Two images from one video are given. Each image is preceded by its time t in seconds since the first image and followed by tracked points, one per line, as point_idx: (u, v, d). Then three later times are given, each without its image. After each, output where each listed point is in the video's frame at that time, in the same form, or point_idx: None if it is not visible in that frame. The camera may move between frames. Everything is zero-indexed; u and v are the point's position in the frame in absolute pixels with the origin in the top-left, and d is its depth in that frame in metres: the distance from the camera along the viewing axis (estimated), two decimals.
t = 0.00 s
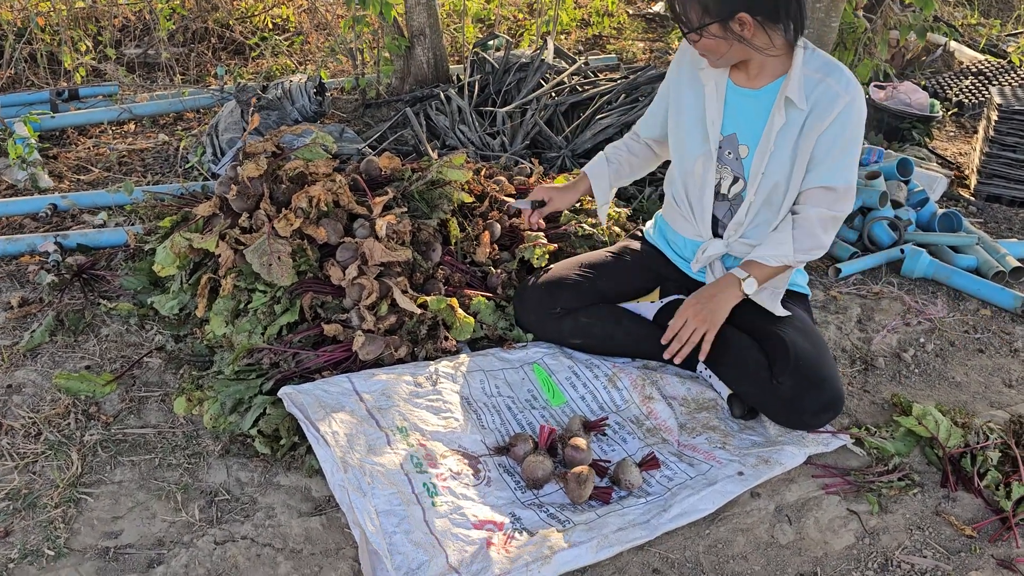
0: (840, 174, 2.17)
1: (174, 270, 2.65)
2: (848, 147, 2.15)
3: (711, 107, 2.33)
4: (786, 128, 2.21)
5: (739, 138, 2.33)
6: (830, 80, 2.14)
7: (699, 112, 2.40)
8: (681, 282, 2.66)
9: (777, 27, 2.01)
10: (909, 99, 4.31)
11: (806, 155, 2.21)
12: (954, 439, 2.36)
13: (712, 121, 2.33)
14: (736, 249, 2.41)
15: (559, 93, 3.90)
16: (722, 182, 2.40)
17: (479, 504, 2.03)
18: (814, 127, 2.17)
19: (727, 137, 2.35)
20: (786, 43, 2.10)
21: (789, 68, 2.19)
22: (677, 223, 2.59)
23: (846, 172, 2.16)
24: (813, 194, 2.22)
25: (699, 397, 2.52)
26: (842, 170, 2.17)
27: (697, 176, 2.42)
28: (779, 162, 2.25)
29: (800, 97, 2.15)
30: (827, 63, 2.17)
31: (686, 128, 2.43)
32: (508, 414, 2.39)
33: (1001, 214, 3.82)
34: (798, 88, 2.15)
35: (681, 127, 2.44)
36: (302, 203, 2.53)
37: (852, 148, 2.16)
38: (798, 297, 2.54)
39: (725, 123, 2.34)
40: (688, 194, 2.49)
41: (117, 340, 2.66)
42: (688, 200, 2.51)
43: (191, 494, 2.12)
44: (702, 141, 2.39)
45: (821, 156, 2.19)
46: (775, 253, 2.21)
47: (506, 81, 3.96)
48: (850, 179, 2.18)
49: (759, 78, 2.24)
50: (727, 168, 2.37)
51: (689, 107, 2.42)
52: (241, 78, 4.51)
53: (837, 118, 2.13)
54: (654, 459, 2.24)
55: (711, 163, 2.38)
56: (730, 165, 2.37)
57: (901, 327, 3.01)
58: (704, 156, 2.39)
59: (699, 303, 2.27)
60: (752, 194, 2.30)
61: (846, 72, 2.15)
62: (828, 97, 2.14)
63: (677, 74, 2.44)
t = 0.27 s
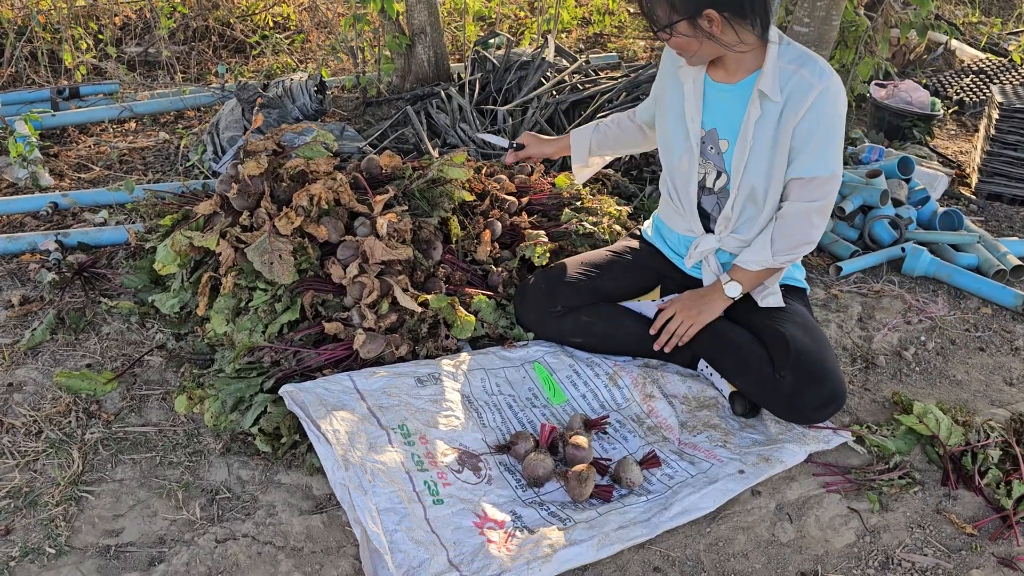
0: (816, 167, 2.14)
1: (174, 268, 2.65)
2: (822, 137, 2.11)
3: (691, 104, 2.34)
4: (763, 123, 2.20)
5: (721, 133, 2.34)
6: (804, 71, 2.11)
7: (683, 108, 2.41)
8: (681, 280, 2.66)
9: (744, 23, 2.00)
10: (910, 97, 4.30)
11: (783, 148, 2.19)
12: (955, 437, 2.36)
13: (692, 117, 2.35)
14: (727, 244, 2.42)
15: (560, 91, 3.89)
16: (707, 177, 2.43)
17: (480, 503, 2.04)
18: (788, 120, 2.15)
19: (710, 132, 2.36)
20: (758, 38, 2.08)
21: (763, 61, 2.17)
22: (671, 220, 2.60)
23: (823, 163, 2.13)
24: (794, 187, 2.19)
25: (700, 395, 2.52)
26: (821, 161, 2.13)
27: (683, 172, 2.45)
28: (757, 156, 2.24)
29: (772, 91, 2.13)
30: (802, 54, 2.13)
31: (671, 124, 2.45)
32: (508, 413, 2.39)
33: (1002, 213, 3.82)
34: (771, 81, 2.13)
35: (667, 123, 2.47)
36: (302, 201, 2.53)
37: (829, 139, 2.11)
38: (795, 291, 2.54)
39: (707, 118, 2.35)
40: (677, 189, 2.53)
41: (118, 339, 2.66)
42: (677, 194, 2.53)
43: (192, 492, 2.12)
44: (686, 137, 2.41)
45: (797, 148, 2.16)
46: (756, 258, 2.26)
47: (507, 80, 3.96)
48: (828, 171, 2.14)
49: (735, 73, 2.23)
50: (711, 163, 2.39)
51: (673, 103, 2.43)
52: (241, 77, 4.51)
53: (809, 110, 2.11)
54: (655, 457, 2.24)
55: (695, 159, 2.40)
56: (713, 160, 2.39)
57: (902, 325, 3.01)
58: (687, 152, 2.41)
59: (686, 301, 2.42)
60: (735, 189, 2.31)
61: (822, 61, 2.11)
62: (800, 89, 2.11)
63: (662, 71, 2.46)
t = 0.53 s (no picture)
0: (799, 155, 2.14)
1: (176, 266, 2.65)
2: (802, 125, 2.11)
3: (676, 104, 2.36)
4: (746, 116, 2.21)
5: (707, 131, 2.36)
6: (780, 61, 2.13)
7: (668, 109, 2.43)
8: (683, 279, 2.66)
9: (720, 19, 2.01)
10: (912, 96, 4.30)
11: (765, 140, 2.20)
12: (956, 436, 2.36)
13: (677, 117, 2.37)
14: (725, 241, 2.40)
15: (562, 90, 3.89)
16: (699, 176, 2.44)
17: (483, 500, 2.04)
18: (769, 110, 2.16)
19: (697, 132, 2.38)
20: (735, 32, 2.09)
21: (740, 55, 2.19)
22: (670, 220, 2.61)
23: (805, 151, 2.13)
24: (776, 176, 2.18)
25: (701, 393, 2.52)
26: (804, 147, 2.13)
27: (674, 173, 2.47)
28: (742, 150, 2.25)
29: (751, 84, 2.15)
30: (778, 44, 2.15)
31: (659, 126, 2.47)
32: (510, 411, 2.40)
33: (1003, 211, 3.82)
34: (749, 75, 2.15)
35: (655, 125, 2.49)
36: (304, 199, 2.53)
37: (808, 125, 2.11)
38: (795, 288, 2.54)
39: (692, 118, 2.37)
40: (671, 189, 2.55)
41: (120, 337, 2.67)
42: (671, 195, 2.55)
43: (194, 490, 2.13)
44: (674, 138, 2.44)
45: (779, 137, 2.16)
46: (742, 254, 2.25)
47: (508, 78, 3.96)
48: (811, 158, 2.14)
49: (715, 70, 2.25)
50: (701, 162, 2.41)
51: (659, 105, 2.46)
52: (243, 75, 4.51)
53: (788, 98, 2.12)
54: (657, 455, 2.24)
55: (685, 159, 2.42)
56: (703, 158, 2.41)
57: (903, 324, 3.01)
58: (677, 153, 2.43)
59: (677, 313, 2.42)
60: (725, 184, 2.32)
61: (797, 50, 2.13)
62: (778, 78, 2.12)
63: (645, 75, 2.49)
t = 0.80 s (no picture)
0: (781, 147, 2.14)
1: (179, 265, 2.65)
2: (782, 116, 2.11)
3: (655, 108, 2.36)
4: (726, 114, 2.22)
5: (690, 132, 2.37)
6: (753, 55, 2.14)
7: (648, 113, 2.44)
8: (684, 278, 2.66)
9: (690, 19, 2.00)
10: (913, 96, 4.30)
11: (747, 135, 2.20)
12: (958, 434, 2.36)
13: (658, 121, 2.37)
14: (718, 237, 2.41)
15: (563, 89, 3.89)
16: (686, 176, 2.45)
17: (485, 498, 2.04)
18: (746, 106, 2.16)
19: (680, 133, 2.39)
20: (706, 34, 2.09)
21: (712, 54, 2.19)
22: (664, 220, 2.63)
23: (788, 142, 2.13)
24: (762, 170, 2.19)
25: (702, 391, 2.53)
26: (786, 139, 2.13)
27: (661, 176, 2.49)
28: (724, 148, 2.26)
29: (725, 81, 2.16)
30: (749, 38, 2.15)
31: (642, 130, 2.48)
32: (512, 410, 2.40)
33: (1004, 211, 3.82)
34: (722, 72, 2.15)
35: (638, 129, 2.50)
36: (306, 198, 2.53)
37: (787, 117, 2.11)
38: (796, 282, 2.56)
39: (673, 120, 2.38)
40: (659, 190, 2.56)
41: (122, 336, 2.67)
42: (661, 197, 2.57)
43: (197, 488, 2.13)
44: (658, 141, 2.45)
45: (758, 132, 2.17)
46: (740, 250, 2.27)
47: (510, 78, 3.96)
48: (794, 149, 2.14)
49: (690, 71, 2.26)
50: (687, 162, 2.42)
51: (639, 109, 2.47)
52: (244, 75, 4.51)
53: (764, 92, 2.12)
54: (658, 454, 2.24)
55: (671, 160, 2.44)
56: (689, 159, 2.41)
57: (905, 323, 3.01)
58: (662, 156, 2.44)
59: (680, 312, 2.43)
60: (712, 182, 2.33)
61: (768, 42, 2.13)
62: (753, 73, 2.13)
63: (622, 79, 2.49)
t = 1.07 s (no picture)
0: (771, 142, 2.15)
1: (180, 264, 2.65)
2: (771, 111, 2.13)
3: (645, 109, 2.37)
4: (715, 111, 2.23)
5: (680, 131, 2.37)
6: (738, 52, 2.16)
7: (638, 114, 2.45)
8: (684, 278, 2.66)
9: (676, 17, 2.01)
10: (913, 96, 4.31)
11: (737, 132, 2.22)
12: (958, 434, 2.36)
13: (648, 122, 2.38)
14: (713, 235, 2.42)
15: (563, 89, 3.89)
16: (679, 176, 2.46)
17: (485, 497, 2.05)
18: (736, 102, 2.18)
19: (670, 133, 2.40)
20: (692, 32, 2.10)
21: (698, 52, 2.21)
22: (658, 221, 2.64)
23: (779, 136, 2.14)
24: (754, 166, 2.20)
25: (703, 391, 2.53)
26: (775, 133, 2.15)
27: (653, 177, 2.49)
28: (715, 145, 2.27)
29: (713, 79, 2.17)
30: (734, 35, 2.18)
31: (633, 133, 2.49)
32: (512, 409, 2.40)
33: (1004, 211, 3.82)
34: (709, 71, 2.17)
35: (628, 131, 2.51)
36: (307, 198, 2.53)
37: (776, 111, 2.13)
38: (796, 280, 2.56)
39: (664, 121, 2.38)
40: (652, 192, 2.56)
41: (123, 335, 2.67)
42: (654, 198, 2.57)
43: (198, 487, 2.13)
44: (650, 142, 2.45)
45: (749, 128, 2.18)
46: (736, 247, 2.26)
47: (510, 77, 3.97)
48: (784, 143, 2.15)
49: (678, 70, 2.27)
50: (679, 162, 2.42)
51: (629, 111, 2.48)
52: (245, 74, 4.52)
53: (751, 87, 2.14)
54: (658, 453, 2.24)
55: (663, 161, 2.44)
56: (681, 158, 2.42)
57: (905, 322, 3.01)
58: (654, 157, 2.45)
59: (681, 308, 2.41)
60: (704, 181, 2.34)
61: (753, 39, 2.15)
62: (740, 70, 2.15)
63: (610, 83, 2.51)
